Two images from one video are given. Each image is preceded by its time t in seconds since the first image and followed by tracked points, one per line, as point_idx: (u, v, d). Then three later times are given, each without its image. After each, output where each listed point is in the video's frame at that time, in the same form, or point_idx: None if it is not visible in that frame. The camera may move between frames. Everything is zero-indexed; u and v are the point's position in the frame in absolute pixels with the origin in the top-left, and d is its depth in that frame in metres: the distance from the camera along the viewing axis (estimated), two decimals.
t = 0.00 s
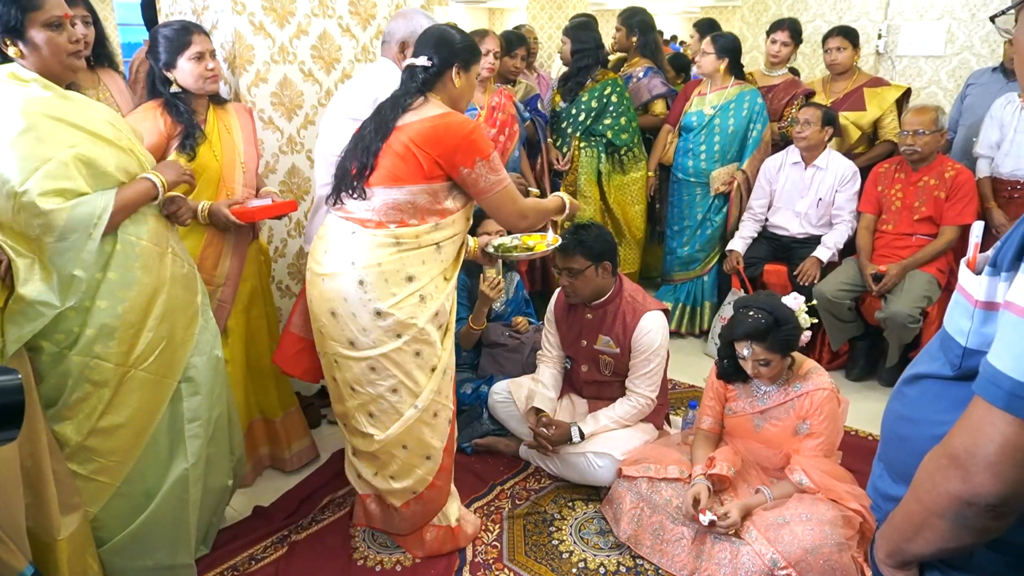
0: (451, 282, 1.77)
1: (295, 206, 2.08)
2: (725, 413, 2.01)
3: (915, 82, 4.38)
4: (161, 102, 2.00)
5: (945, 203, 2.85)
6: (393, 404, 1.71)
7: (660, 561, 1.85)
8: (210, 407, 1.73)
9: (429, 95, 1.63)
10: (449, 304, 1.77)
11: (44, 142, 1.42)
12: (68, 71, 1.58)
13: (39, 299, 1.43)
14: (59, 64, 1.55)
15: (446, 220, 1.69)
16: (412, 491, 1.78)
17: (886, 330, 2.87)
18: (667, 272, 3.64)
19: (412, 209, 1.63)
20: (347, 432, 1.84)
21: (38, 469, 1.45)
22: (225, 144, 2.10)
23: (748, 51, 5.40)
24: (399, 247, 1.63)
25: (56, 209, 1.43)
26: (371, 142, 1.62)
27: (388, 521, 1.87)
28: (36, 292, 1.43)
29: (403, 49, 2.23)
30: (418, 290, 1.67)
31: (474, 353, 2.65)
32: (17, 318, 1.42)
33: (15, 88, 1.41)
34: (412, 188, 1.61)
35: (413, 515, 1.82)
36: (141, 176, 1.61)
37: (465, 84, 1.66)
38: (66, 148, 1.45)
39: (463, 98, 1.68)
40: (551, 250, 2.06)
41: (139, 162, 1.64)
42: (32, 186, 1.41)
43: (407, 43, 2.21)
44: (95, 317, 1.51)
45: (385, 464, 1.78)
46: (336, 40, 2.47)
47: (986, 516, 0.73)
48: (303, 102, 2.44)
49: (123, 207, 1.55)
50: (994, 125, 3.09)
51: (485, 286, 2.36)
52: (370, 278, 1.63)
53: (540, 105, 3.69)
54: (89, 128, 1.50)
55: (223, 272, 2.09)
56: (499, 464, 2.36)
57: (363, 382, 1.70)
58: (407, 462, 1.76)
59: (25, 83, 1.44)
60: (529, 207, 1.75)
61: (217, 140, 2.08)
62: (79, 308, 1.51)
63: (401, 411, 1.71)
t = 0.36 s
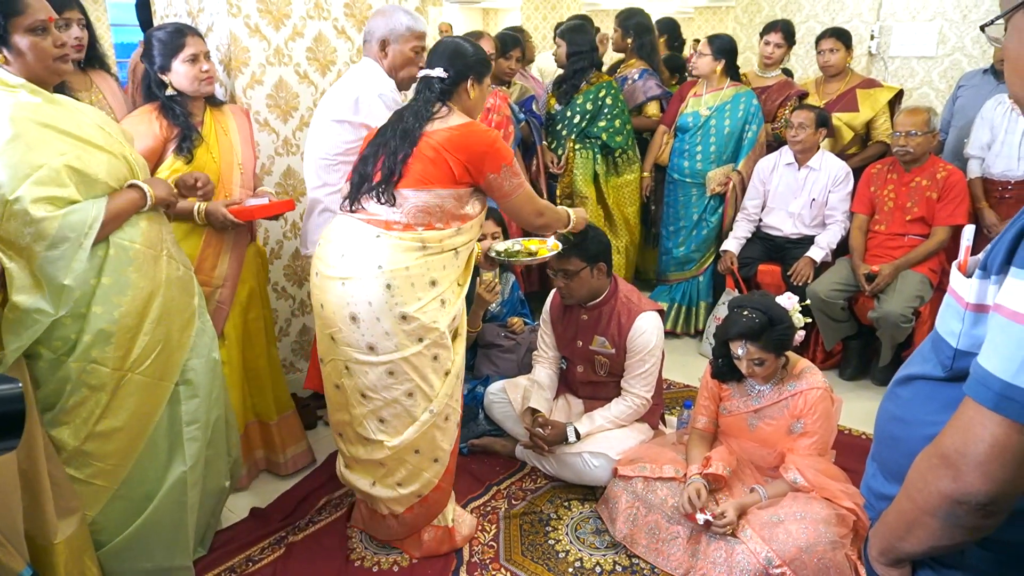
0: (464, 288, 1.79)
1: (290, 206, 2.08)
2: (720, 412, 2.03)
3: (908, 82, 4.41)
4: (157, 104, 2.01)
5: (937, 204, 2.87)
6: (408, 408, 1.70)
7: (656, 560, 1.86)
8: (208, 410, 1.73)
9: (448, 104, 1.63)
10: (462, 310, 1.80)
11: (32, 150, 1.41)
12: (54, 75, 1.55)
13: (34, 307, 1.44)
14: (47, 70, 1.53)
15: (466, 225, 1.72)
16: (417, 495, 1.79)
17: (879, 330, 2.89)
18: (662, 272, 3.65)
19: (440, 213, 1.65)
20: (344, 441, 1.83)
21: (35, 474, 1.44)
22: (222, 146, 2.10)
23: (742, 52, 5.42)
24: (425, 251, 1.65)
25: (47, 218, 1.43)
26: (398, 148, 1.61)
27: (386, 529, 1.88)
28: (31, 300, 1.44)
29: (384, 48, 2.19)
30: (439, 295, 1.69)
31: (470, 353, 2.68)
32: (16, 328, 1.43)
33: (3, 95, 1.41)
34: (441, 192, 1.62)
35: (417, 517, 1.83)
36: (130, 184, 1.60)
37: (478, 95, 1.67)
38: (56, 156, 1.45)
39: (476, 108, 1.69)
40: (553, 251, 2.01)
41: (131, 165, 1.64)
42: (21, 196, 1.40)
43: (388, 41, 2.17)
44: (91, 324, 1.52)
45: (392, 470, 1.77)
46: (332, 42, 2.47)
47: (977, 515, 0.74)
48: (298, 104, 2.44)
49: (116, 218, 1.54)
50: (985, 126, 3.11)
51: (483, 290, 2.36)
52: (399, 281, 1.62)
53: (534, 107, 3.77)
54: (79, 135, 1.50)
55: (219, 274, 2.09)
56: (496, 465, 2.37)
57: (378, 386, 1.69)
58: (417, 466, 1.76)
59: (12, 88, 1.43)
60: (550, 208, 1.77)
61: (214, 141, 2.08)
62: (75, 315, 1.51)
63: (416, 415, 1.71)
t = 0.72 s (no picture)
0: (463, 287, 1.78)
1: (282, 208, 2.06)
2: (715, 411, 2.02)
3: (901, 81, 4.42)
4: (146, 110, 1.99)
5: (932, 201, 2.87)
6: (406, 408, 1.69)
7: (652, 559, 1.85)
8: (198, 409, 1.72)
9: (447, 101, 1.62)
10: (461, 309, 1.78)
11: (11, 149, 1.38)
12: (33, 72, 1.50)
13: (18, 308, 1.40)
14: (23, 66, 1.47)
15: (465, 223, 1.70)
16: (413, 496, 1.77)
17: (873, 327, 2.90)
18: (656, 270, 3.65)
19: (439, 211, 1.63)
20: (338, 443, 1.82)
21: (22, 475, 1.43)
22: (215, 147, 2.08)
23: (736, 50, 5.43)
24: (424, 249, 1.63)
25: (28, 219, 1.39)
26: (397, 144, 1.59)
27: (380, 531, 1.87)
28: (14, 302, 1.40)
29: (367, 43, 2.15)
30: (439, 292, 1.68)
31: (465, 352, 2.68)
32: None
33: None
34: (440, 189, 1.60)
35: (414, 518, 1.82)
36: (113, 185, 1.57)
37: (477, 92, 1.66)
38: (35, 155, 1.41)
39: (476, 104, 1.67)
40: (549, 249, 1.95)
41: (113, 162, 1.62)
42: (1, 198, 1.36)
43: (371, 35, 2.13)
44: (81, 326, 1.50)
45: (388, 471, 1.75)
46: (324, 39, 2.45)
47: (980, 512, 0.73)
48: (291, 101, 2.42)
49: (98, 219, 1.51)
50: (978, 123, 3.12)
51: (478, 291, 2.35)
52: (398, 278, 1.61)
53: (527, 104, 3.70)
54: (57, 132, 1.46)
55: (212, 274, 2.08)
56: (491, 464, 2.36)
57: (375, 385, 1.67)
58: (414, 467, 1.74)
59: None
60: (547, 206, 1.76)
61: (206, 144, 2.06)
62: (63, 317, 1.49)
63: (414, 414, 1.70)
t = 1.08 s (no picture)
0: (457, 288, 1.78)
1: (280, 211, 2.06)
2: (710, 411, 2.02)
3: (893, 81, 4.44)
4: (140, 112, 1.98)
5: (924, 201, 2.88)
6: (399, 409, 1.69)
7: (648, 560, 1.86)
8: (190, 413, 1.71)
9: (443, 101, 1.61)
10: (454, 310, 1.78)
11: None
12: (22, 72, 1.47)
13: (3, 313, 1.39)
14: (12, 67, 1.45)
15: (459, 225, 1.70)
16: (407, 497, 1.77)
17: (867, 326, 2.91)
18: (647, 268, 3.66)
19: (432, 212, 1.63)
20: (332, 444, 1.81)
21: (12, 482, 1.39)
22: (210, 149, 2.07)
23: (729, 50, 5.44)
24: (417, 250, 1.63)
25: (11, 227, 1.39)
26: (391, 144, 1.59)
27: (374, 533, 1.86)
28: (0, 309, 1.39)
29: (357, 44, 2.14)
30: (432, 294, 1.68)
31: (460, 353, 2.67)
32: None
33: None
34: (433, 190, 1.60)
35: (408, 519, 1.81)
36: (103, 191, 1.56)
37: (473, 92, 1.66)
38: (22, 160, 1.40)
39: (473, 105, 1.67)
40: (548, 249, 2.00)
41: (102, 166, 1.61)
42: None
43: (361, 35, 2.12)
44: (70, 332, 1.49)
45: (382, 472, 1.75)
46: (318, 40, 2.44)
47: (975, 513, 0.74)
48: (284, 102, 2.41)
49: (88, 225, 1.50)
50: (970, 123, 3.14)
51: (472, 292, 2.35)
52: (390, 278, 1.60)
53: (521, 106, 3.68)
54: (46, 137, 1.46)
55: (206, 277, 2.07)
56: (487, 465, 2.36)
57: (367, 386, 1.67)
58: (407, 468, 1.74)
59: None
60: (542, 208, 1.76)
61: (201, 146, 2.05)
62: (50, 323, 1.48)
63: (406, 416, 1.70)
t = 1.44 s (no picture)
0: (452, 290, 1.78)
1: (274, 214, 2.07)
2: (704, 410, 2.04)
3: (883, 81, 4.47)
4: (134, 115, 1.98)
5: (915, 201, 2.91)
6: (394, 412, 1.69)
7: (642, 559, 1.87)
8: (185, 416, 1.71)
9: (440, 104, 1.62)
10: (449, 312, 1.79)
11: None
12: (16, 75, 1.47)
13: None
14: (7, 70, 1.44)
15: (455, 228, 1.71)
16: (402, 499, 1.77)
17: (858, 326, 2.93)
18: (642, 268, 3.68)
19: (428, 215, 1.64)
20: (327, 446, 1.81)
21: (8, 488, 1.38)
22: (204, 152, 2.07)
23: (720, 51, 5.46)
24: (413, 253, 1.64)
25: (10, 232, 1.38)
26: (389, 147, 1.59)
27: (369, 535, 1.87)
28: None
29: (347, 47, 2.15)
30: (427, 296, 1.68)
31: (455, 354, 2.68)
32: None
33: None
34: (430, 194, 1.61)
35: (403, 521, 1.82)
36: (100, 195, 1.56)
37: (471, 97, 1.66)
38: (19, 165, 1.40)
39: (469, 110, 1.68)
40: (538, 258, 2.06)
41: (97, 170, 1.61)
42: None
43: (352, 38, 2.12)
44: (66, 336, 1.48)
45: (377, 474, 1.75)
46: (311, 42, 2.45)
47: (956, 508, 0.75)
48: (278, 104, 2.41)
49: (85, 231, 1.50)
50: (959, 124, 3.17)
51: (466, 293, 2.36)
52: (386, 281, 1.61)
53: (516, 107, 3.62)
54: (41, 141, 1.46)
55: (200, 279, 2.07)
56: (482, 466, 2.36)
57: (362, 388, 1.67)
58: (403, 470, 1.74)
59: None
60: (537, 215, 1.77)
61: (196, 149, 2.05)
62: (45, 327, 1.47)
63: (401, 418, 1.70)
